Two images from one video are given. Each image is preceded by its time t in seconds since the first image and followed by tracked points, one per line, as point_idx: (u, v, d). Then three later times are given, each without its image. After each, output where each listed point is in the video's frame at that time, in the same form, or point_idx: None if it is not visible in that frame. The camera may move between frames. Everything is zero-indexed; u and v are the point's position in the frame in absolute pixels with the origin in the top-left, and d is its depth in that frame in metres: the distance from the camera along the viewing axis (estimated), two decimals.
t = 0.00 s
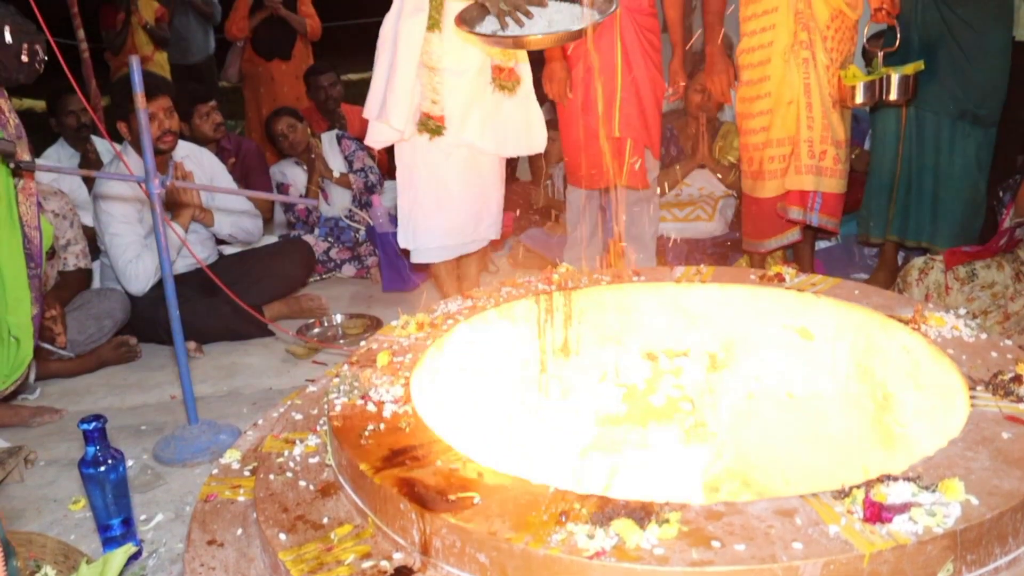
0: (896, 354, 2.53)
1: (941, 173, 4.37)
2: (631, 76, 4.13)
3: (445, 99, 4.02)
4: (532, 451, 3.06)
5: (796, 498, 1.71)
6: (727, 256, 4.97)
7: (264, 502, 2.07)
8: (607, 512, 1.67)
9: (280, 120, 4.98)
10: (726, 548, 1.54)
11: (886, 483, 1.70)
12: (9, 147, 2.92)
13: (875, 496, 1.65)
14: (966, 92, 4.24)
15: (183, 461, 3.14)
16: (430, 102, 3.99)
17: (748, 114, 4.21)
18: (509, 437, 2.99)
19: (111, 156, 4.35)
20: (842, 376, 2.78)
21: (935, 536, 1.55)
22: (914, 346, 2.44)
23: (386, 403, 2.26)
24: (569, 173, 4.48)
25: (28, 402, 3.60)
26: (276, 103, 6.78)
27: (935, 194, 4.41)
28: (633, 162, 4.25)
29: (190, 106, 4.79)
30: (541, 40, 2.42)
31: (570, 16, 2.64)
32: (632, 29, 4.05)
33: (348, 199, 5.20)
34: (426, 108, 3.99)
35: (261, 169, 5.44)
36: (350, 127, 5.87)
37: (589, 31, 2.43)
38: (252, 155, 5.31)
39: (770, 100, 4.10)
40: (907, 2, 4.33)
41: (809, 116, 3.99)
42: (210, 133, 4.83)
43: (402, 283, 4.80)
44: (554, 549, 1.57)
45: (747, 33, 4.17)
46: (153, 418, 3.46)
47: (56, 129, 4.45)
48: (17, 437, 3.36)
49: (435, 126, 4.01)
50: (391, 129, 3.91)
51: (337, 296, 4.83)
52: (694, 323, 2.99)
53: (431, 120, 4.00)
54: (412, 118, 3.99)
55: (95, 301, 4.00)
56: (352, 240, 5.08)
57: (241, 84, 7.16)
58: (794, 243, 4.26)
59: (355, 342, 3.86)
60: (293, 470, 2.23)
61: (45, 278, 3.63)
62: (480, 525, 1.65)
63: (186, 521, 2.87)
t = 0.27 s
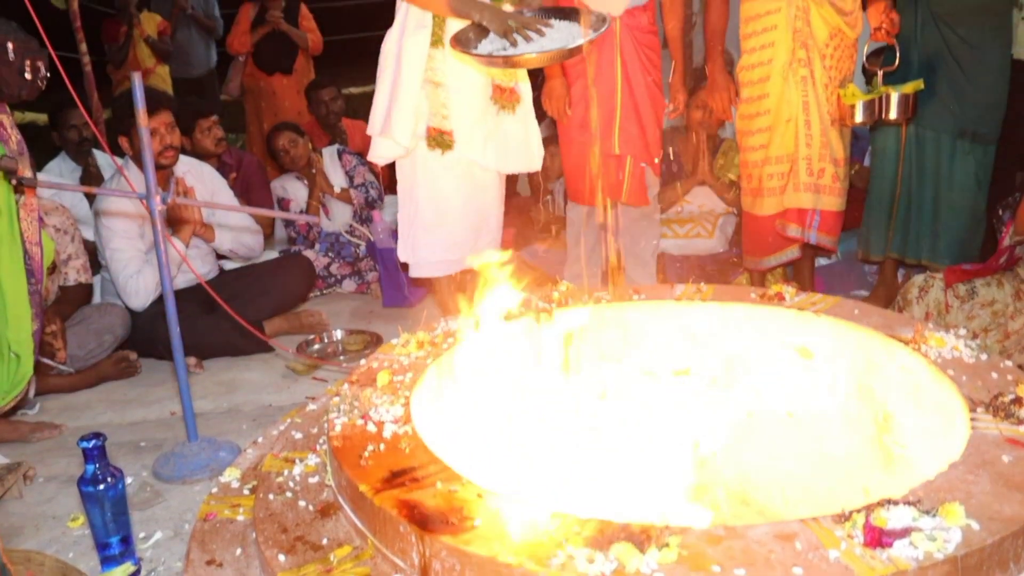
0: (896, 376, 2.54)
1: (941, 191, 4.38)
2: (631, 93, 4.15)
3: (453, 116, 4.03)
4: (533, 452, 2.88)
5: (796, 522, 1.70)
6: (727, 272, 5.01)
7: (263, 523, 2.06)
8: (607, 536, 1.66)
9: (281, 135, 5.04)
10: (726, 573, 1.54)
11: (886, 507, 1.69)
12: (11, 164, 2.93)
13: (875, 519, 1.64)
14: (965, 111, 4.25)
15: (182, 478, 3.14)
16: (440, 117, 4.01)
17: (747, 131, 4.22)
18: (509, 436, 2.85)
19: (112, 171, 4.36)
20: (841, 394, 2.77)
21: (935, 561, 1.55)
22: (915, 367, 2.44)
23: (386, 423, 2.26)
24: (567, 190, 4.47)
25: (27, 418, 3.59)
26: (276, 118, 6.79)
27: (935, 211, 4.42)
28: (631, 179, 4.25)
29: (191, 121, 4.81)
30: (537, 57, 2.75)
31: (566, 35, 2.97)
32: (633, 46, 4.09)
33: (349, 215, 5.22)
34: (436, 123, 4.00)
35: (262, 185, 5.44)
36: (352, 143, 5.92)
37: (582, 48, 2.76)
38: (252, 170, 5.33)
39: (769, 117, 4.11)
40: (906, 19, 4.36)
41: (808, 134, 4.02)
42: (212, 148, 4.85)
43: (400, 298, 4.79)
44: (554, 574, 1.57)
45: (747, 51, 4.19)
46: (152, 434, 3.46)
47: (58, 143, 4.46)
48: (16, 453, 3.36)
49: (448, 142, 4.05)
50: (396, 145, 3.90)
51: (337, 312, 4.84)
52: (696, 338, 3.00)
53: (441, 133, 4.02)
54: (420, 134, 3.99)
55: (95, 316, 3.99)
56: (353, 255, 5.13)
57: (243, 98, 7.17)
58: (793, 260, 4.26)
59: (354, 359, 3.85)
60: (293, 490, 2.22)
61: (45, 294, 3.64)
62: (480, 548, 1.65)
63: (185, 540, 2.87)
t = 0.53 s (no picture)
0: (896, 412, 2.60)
1: (943, 221, 4.41)
2: (633, 122, 4.24)
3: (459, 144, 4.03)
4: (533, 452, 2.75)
5: (798, 560, 1.71)
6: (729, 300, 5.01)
7: (263, 556, 2.06)
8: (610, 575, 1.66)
9: (286, 161, 5.14)
10: None
11: (889, 547, 1.69)
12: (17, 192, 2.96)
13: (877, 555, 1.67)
14: (966, 142, 4.29)
15: (182, 507, 3.12)
16: (447, 144, 3.99)
17: (748, 161, 4.27)
18: (510, 435, 2.76)
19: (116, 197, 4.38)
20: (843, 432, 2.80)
21: None
22: (916, 402, 2.57)
23: (387, 456, 2.26)
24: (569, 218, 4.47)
25: (27, 444, 3.59)
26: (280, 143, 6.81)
27: (937, 241, 4.45)
28: (634, 208, 4.34)
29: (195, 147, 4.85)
30: (535, 92, 3.00)
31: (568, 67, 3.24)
32: (635, 78, 4.17)
33: (350, 241, 5.25)
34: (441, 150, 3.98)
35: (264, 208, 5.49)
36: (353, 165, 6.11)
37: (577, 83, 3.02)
38: (256, 195, 5.39)
39: (769, 147, 4.20)
40: (906, 49, 4.36)
41: (807, 165, 4.13)
42: (216, 173, 4.90)
43: (401, 326, 4.81)
44: None
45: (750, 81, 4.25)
46: (152, 462, 3.46)
47: (63, 168, 4.49)
48: (15, 480, 3.35)
49: (455, 167, 4.01)
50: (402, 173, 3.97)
51: (339, 338, 4.86)
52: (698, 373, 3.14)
53: (445, 161, 3.99)
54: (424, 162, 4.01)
55: (97, 342, 4.01)
56: (355, 282, 5.11)
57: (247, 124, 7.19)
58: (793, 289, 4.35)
59: (356, 387, 3.88)
60: (293, 523, 2.21)
61: (47, 320, 3.66)
62: None
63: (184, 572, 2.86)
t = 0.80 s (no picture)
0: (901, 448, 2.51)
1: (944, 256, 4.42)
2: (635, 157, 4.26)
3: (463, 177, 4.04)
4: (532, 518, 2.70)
5: None
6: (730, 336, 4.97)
7: None
8: None
9: (289, 192, 5.18)
10: None
11: None
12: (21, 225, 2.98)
13: None
14: (967, 177, 4.31)
15: (181, 541, 3.09)
16: (450, 177, 4.01)
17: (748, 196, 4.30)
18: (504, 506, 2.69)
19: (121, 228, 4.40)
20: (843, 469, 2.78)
21: None
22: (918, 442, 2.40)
23: (387, 495, 2.25)
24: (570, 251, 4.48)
25: (26, 476, 3.58)
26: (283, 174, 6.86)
27: (938, 276, 4.45)
28: (635, 242, 4.34)
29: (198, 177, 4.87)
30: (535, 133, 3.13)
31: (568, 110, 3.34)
32: (636, 112, 4.21)
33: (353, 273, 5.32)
34: (445, 183, 4.01)
35: (267, 241, 5.64)
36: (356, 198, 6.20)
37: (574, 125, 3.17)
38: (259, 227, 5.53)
39: (768, 183, 4.22)
40: (907, 83, 4.39)
41: (806, 200, 4.15)
42: (220, 204, 4.93)
43: (402, 358, 4.82)
44: None
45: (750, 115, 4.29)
46: (152, 494, 3.45)
47: (68, 196, 4.52)
48: (14, 513, 3.34)
49: (460, 202, 4.03)
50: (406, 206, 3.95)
51: (341, 369, 4.87)
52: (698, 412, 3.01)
53: (448, 194, 4.02)
54: (428, 195, 4.03)
55: (99, 372, 3.99)
56: (357, 313, 5.09)
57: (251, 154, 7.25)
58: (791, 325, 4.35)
59: (357, 420, 3.88)
60: (293, 562, 2.18)
61: (49, 350, 3.67)
62: None
63: None
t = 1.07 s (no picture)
0: (904, 490, 2.47)
1: (945, 292, 4.43)
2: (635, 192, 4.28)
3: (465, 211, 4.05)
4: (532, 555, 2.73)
5: None
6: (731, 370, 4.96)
7: None
8: None
9: (291, 224, 5.20)
10: None
11: None
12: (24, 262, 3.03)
13: None
14: (967, 213, 4.34)
15: None
16: (452, 212, 4.03)
17: (749, 232, 4.32)
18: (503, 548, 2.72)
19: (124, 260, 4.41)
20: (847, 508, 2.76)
21: None
22: (921, 482, 2.37)
23: (388, 536, 2.24)
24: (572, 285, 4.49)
25: (26, 509, 3.57)
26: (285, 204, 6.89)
27: (940, 311, 4.46)
28: (635, 277, 4.33)
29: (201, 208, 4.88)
30: (537, 175, 3.19)
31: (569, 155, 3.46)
32: (637, 148, 4.24)
33: (355, 304, 5.33)
34: (448, 217, 4.02)
35: (269, 272, 5.68)
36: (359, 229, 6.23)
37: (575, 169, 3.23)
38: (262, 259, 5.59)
39: (769, 219, 4.25)
40: (906, 120, 4.43)
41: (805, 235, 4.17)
42: (223, 236, 4.96)
43: (403, 392, 4.82)
44: None
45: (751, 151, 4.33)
46: (151, 529, 3.43)
47: (71, 226, 4.56)
48: (11, 547, 3.32)
49: (458, 236, 4.04)
50: (411, 239, 3.98)
51: (342, 402, 4.87)
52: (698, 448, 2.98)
53: (452, 228, 4.03)
54: (431, 229, 4.04)
55: (100, 405, 4.02)
56: (358, 345, 5.13)
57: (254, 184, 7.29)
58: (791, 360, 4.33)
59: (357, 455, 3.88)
60: None
61: (51, 383, 3.70)
62: None
63: None
